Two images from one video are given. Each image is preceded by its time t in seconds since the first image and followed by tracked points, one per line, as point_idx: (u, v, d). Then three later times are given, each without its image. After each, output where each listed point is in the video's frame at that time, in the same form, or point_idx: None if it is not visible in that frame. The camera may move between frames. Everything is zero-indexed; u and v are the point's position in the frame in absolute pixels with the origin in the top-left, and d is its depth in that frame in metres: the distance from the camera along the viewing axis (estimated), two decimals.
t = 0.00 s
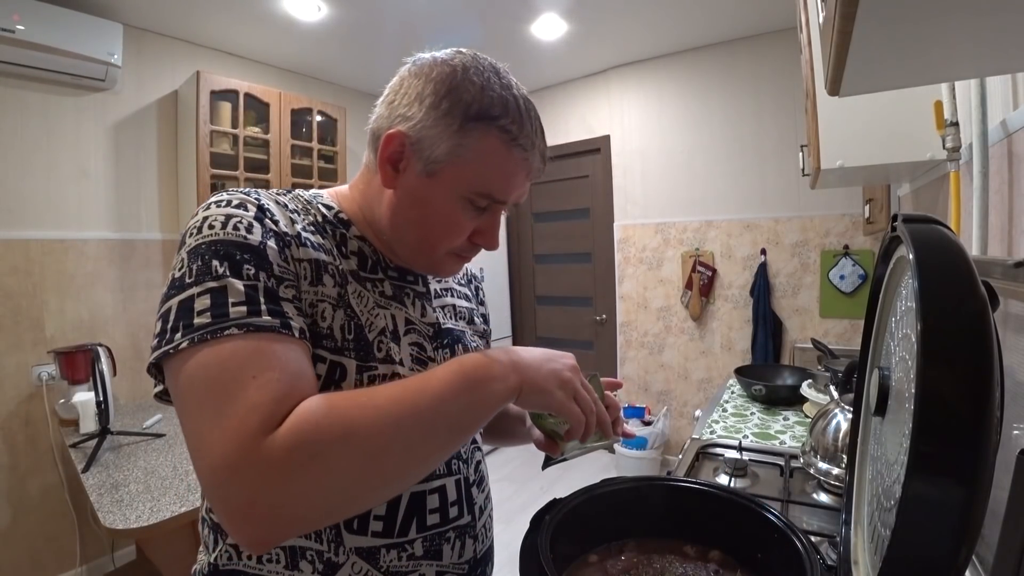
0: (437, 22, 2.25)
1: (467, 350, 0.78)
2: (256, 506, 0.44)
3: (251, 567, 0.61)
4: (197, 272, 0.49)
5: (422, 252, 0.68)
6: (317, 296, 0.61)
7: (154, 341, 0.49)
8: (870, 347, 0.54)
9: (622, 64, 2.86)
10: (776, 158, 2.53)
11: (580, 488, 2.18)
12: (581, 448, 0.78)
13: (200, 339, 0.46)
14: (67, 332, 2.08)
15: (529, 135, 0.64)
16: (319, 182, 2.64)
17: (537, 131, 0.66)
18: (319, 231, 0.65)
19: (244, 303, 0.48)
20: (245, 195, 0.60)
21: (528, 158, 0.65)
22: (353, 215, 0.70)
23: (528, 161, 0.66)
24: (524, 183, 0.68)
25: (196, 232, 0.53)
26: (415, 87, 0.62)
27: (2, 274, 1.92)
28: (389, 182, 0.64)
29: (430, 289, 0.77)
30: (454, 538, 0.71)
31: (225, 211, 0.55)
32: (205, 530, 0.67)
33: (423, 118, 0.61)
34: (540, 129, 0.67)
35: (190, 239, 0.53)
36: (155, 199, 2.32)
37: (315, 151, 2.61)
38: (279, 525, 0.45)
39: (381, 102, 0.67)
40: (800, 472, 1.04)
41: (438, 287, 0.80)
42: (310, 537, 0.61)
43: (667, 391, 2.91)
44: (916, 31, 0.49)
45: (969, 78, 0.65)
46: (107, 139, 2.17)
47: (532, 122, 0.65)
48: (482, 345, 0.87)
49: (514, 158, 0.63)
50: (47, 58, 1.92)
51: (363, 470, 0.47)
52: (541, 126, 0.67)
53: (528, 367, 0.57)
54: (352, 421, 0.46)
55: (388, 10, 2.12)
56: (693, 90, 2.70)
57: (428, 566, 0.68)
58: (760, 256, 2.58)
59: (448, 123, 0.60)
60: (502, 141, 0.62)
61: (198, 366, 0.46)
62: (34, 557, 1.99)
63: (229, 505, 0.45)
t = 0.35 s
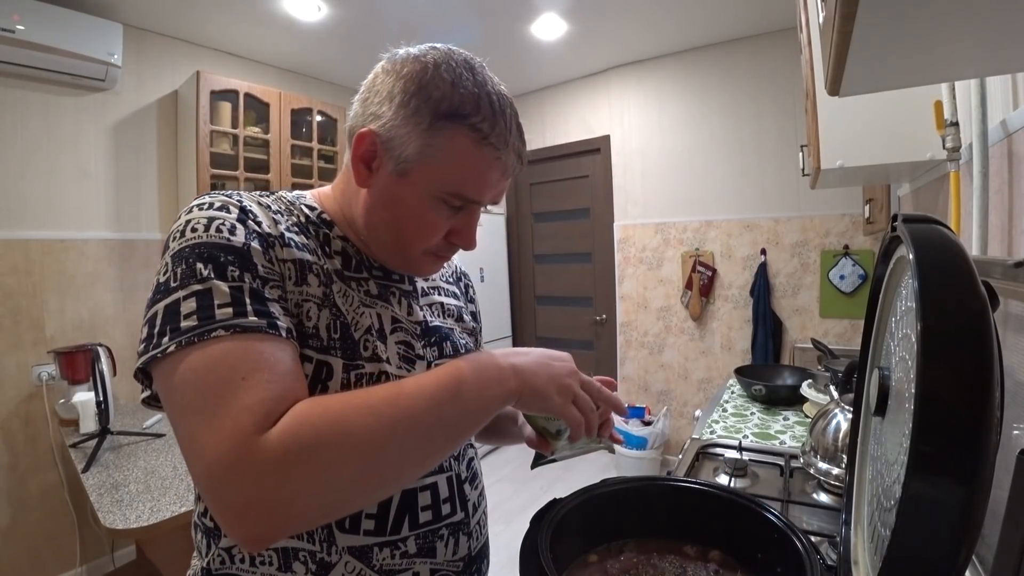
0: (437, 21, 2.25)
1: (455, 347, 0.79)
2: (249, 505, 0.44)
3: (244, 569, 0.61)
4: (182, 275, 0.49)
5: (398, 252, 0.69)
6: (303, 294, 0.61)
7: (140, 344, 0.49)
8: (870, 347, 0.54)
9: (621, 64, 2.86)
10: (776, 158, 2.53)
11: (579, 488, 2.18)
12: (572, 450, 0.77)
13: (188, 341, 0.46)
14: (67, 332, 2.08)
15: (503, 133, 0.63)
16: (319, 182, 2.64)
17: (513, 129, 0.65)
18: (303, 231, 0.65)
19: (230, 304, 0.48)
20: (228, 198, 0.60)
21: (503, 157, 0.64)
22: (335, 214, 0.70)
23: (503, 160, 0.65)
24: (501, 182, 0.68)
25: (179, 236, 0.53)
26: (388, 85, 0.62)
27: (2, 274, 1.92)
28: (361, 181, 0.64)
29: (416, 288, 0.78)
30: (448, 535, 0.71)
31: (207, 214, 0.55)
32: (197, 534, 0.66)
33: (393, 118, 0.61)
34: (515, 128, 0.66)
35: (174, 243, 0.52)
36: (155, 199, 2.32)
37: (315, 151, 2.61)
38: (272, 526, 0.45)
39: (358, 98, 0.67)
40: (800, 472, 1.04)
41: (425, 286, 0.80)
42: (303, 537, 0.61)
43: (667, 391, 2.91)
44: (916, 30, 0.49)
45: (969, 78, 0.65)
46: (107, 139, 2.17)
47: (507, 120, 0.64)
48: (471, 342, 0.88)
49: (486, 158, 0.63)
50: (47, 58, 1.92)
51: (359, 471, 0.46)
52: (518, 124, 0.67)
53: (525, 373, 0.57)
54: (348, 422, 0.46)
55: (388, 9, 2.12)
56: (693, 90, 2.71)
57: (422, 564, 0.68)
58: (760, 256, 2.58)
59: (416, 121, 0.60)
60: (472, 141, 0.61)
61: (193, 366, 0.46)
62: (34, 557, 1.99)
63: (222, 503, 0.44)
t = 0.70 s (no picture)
0: (438, 21, 2.24)
1: (450, 342, 0.79)
2: (244, 498, 0.44)
3: (244, 564, 0.61)
4: (178, 270, 0.49)
5: (389, 244, 0.68)
6: (297, 288, 0.61)
7: (136, 337, 0.49)
8: (870, 348, 0.54)
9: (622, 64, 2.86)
10: (777, 158, 2.53)
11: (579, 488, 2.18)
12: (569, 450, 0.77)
13: (185, 335, 0.46)
14: (67, 332, 2.08)
15: (483, 116, 0.63)
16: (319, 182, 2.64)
17: (493, 113, 0.66)
18: (296, 227, 0.65)
19: (227, 298, 0.48)
20: (222, 194, 0.60)
21: (485, 140, 0.64)
22: (327, 211, 0.70)
23: (486, 143, 0.65)
24: (486, 166, 0.67)
25: (174, 232, 0.52)
26: (367, 79, 0.63)
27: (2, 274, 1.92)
28: (348, 174, 0.64)
29: (409, 283, 0.78)
30: (444, 527, 0.72)
31: (202, 210, 0.54)
32: (196, 530, 0.66)
33: (373, 108, 0.61)
34: (496, 112, 0.66)
35: (169, 239, 0.52)
36: (155, 199, 2.32)
37: (315, 151, 2.61)
38: (267, 519, 0.45)
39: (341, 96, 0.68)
40: (800, 472, 1.04)
41: (417, 282, 0.80)
42: (299, 530, 0.61)
43: (667, 391, 2.91)
44: (916, 31, 0.49)
45: (969, 78, 0.65)
46: (107, 139, 2.17)
47: (487, 104, 0.65)
48: (466, 338, 0.88)
49: (468, 141, 0.63)
50: (47, 58, 1.92)
51: (357, 472, 0.47)
52: (499, 109, 0.67)
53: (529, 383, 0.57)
54: (350, 424, 0.46)
55: (388, 9, 2.12)
56: (693, 91, 2.71)
57: (418, 556, 0.68)
58: (760, 256, 2.58)
59: (395, 109, 0.60)
60: (452, 125, 0.61)
61: (195, 357, 0.46)
62: (34, 557, 1.99)
63: (217, 494, 0.44)
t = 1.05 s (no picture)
0: (438, 22, 2.25)
1: (452, 339, 0.79)
2: (244, 485, 0.44)
3: (245, 556, 0.61)
4: (186, 258, 0.49)
5: (379, 216, 0.66)
6: (300, 279, 0.61)
7: (138, 322, 0.48)
8: (870, 348, 0.54)
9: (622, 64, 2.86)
10: (776, 158, 2.53)
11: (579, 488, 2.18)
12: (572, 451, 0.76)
13: (191, 320, 0.46)
14: (67, 332, 2.08)
15: (451, 66, 0.63)
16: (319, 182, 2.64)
17: (465, 67, 0.65)
18: (301, 219, 0.65)
19: (235, 286, 0.48)
20: (229, 184, 0.59)
21: (456, 86, 0.63)
22: (329, 205, 0.70)
23: (458, 89, 0.63)
24: (466, 118, 0.65)
25: (182, 221, 0.52)
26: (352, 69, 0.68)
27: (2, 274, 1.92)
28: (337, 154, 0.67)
29: (411, 280, 0.78)
30: (445, 522, 0.72)
31: (210, 199, 0.54)
32: (198, 522, 0.66)
33: (350, 82, 0.64)
34: (469, 68, 0.65)
35: (176, 228, 0.52)
36: (155, 199, 2.32)
37: (315, 151, 2.61)
38: (265, 509, 0.45)
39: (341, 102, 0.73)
40: (800, 472, 1.04)
41: (420, 279, 0.81)
42: (299, 523, 0.61)
43: (667, 391, 2.91)
44: (916, 31, 0.49)
45: (969, 78, 0.65)
46: (107, 139, 2.17)
47: (456, 60, 0.65)
48: (469, 336, 0.88)
49: (435, 86, 0.61)
50: (47, 58, 1.92)
51: (359, 475, 0.46)
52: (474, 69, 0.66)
53: (538, 398, 0.57)
54: (359, 426, 0.46)
55: (389, 9, 2.13)
56: (693, 91, 2.71)
57: (418, 550, 0.68)
58: (760, 256, 2.58)
59: (366, 73, 0.62)
60: (418, 72, 0.61)
61: (207, 344, 0.45)
62: (34, 557, 1.99)
63: (218, 478, 0.44)
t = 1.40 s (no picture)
0: (438, 21, 2.25)
1: (457, 342, 0.78)
2: (247, 482, 0.44)
3: (245, 553, 0.61)
4: (198, 250, 0.49)
5: (340, 194, 0.66)
6: (309, 277, 0.60)
7: (147, 314, 0.48)
8: (870, 348, 0.54)
9: (621, 64, 2.86)
10: (776, 158, 2.53)
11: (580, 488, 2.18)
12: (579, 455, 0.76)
13: (202, 314, 0.45)
14: (67, 332, 2.08)
15: (408, 37, 0.65)
16: (319, 182, 2.64)
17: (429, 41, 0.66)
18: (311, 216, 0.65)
19: (247, 282, 0.48)
20: (241, 178, 0.59)
21: (405, 50, 0.63)
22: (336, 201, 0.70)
23: (408, 54, 0.63)
24: (419, 85, 0.64)
25: (195, 213, 0.52)
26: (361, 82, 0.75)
27: (2, 274, 1.92)
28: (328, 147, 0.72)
29: (418, 281, 0.78)
30: (446, 526, 0.72)
31: (223, 193, 0.54)
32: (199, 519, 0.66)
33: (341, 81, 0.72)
34: (435, 42, 0.65)
35: (188, 220, 0.52)
36: (155, 199, 2.32)
37: (315, 151, 2.60)
38: (266, 508, 0.45)
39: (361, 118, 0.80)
40: (800, 472, 1.04)
41: (427, 280, 0.81)
42: (300, 524, 0.61)
43: (667, 391, 2.91)
44: (916, 30, 0.49)
45: (969, 78, 0.65)
46: (107, 139, 2.17)
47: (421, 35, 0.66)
48: (473, 338, 0.88)
49: (386, 53, 0.63)
50: (47, 57, 1.92)
51: (361, 481, 0.46)
52: (444, 46, 0.66)
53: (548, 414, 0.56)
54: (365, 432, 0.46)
55: (389, 9, 2.13)
56: (693, 91, 2.71)
57: (417, 553, 0.68)
58: (760, 256, 2.58)
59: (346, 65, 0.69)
60: (374, 45, 0.64)
61: (219, 340, 0.45)
62: (33, 557, 1.99)
63: (223, 472, 0.45)
